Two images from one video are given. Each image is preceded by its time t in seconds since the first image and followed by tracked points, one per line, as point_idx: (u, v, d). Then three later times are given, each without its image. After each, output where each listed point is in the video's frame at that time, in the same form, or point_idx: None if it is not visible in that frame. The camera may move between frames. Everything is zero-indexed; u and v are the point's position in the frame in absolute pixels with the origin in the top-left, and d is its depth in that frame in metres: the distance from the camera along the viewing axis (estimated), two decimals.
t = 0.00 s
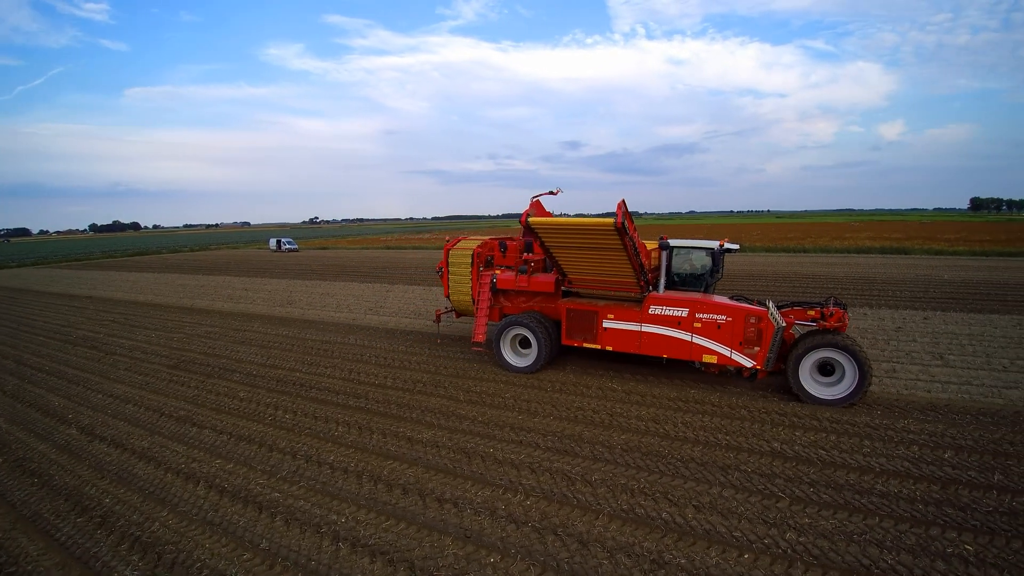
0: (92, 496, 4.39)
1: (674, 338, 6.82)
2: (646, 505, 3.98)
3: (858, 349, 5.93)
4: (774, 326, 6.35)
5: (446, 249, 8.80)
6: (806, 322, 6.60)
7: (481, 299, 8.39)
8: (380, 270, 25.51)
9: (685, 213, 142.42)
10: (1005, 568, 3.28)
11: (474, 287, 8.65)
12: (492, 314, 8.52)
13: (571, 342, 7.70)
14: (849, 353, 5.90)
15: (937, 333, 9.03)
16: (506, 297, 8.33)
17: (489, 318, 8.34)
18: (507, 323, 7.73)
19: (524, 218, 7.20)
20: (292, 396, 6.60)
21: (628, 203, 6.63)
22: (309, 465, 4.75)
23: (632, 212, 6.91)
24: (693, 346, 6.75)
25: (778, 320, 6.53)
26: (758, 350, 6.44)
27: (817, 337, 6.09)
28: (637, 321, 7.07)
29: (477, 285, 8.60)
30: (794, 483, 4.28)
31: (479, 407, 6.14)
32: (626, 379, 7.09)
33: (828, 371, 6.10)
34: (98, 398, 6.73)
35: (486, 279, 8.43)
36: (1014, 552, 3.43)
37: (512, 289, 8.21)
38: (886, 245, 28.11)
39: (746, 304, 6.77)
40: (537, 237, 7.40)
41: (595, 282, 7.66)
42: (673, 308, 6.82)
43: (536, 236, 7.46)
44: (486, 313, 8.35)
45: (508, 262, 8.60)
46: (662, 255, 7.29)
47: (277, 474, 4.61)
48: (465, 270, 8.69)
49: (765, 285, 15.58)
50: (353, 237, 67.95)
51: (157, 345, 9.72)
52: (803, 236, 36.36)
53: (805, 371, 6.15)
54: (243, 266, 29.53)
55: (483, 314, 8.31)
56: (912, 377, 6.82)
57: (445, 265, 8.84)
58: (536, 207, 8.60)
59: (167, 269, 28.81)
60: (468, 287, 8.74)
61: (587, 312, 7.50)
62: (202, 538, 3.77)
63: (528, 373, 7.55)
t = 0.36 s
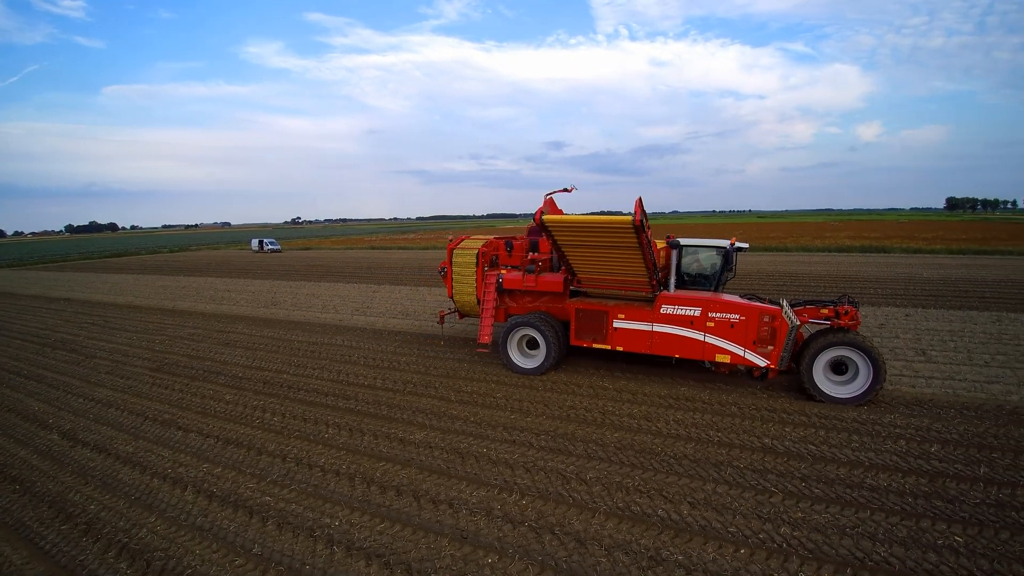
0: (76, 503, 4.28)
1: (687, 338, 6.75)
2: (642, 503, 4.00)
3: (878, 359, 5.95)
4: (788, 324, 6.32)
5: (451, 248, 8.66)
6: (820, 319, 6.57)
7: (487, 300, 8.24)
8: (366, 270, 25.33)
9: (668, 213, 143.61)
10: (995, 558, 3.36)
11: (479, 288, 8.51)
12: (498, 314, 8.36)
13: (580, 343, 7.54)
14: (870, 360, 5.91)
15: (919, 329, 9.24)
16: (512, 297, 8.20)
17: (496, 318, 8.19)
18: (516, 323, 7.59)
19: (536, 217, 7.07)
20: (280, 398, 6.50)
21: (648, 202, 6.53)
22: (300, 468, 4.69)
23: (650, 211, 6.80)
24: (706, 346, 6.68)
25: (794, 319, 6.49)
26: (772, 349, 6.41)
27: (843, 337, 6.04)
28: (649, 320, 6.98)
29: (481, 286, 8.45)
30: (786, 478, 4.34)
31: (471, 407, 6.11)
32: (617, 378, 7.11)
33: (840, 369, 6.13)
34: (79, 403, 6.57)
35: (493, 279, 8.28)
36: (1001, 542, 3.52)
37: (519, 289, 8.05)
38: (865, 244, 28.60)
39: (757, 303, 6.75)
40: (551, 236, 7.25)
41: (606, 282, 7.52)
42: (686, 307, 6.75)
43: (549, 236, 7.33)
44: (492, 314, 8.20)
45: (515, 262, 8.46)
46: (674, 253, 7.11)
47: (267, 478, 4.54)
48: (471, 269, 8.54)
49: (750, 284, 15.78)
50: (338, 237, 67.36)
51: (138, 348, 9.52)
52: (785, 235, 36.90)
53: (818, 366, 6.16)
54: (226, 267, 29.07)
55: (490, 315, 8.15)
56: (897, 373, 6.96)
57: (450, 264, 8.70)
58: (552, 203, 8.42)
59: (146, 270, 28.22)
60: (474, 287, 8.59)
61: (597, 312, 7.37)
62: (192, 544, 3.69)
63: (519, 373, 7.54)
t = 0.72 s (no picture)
0: (60, 511, 4.16)
1: (702, 338, 6.74)
2: (638, 500, 4.03)
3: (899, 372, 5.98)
4: (804, 323, 6.35)
5: (456, 247, 8.52)
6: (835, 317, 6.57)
7: (495, 300, 8.12)
8: (350, 270, 25.08)
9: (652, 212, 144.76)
10: (984, 548, 3.47)
11: (485, 287, 8.38)
12: (506, 315, 8.26)
13: (591, 343, 7.52)
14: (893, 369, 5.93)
15: (902, 326, 9.44)
16: (520, 298, 8.13)
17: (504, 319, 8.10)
18: (524, 324, 7.49)
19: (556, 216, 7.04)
20: (267, 401, 6.40)
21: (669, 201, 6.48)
22: (291, 472, 4.62)
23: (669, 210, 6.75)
24: (721, 345, 6.68)
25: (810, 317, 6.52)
26: (788, 348, 6.43)
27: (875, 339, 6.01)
28: (663, 320, 6.96)
29: (488, 286, 8.32)
30: (779, 473, 4.41)
31: (463, 407, 6.08)
32: (607, 377, 7.19)
33: (856, 366, 6.17)
34: (58, 408, 6.39)
35: (500, 278, 8.16)
36: (990, 532, 3.63)
37: (528, 289, 7.95)
38: (844, 242, 29.09)
39: (772, 301, 6.75)
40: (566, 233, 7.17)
41: (620, 282, 7.50)
42: (700, 306, 6.73)
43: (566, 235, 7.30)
44: (500, 314, 8.10)
45: (522, 260, 8.35)
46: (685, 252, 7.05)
47: (256, 483, 4.46)
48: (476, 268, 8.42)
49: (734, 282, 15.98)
50: (321, 237, 66.66)
51: (118, 352, 9.28)
52: (767, 234, 37.40)
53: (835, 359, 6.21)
54: (205, 269, 28.53)
55: (498, 316, 8.05)
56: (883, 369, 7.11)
57: (455, 263, 8.57)
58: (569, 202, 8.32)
59: (123, 272, 27.60)
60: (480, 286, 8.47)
61: (609, 312, 7.32)
62: (182, 552, 3.61)
63: (509, 373, 7.55)
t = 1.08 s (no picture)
0: (41, 519, 4.04)
1: (716, 337, 6.76)
2: (632, 497, 4.09)
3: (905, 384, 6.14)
4: (817, 321, 6.41)
5: (462, 247, 8.43)
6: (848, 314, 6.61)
7: (502, 300, 8.04)
8: (333, 271, 24.80)
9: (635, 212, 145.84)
10: (969, 537, 3.61)
11: (492, 287, 8.32)
12: (512, 315, 8.18)
13: (601, 343, 7.46)
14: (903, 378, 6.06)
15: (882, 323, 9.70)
16: (527, 298, 8.05)
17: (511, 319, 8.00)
18: (533, 324, 7.36)
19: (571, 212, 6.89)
20: (252, 404, 6.31)
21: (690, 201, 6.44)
22: (280, 475, 4.56)
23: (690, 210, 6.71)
24: (735, 344, 6.71)
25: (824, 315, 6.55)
26: (802, 347, 6.49)
27: (903, 345, 6.07)
28: (675, 319, 6.96)
29: (495, 286, 8.27)
30: (769, 468, 4.56)
31: (453, 407, 6.08)
32: (596, 375, 7.33)
33: (868, 364, 6.28)
34: (35, 413, 6.21)
35: (507, 278, 8.08)
36: (974, 522, 3.77)
37: (536, 289, 7.87)
38: (823, 241, 29.58)
39: (783, 300, 6.82)
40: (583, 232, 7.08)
41: (629, 282, 7.36)
42: (713, 306, 6.75)
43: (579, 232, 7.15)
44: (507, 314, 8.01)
45: (529, 260, 8.29)
46: (696, 251, 6.87)
47: (245, 486, 4.39)
48: (482, 267, 8.33)
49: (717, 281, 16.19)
50: (303, 238, 65.84)
51: (95, 355, 9.03)
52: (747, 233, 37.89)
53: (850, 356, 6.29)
54: (182, 269, 27.94)
55: (505, 316, 7.96)
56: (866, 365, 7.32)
57: (461, 262, 8.47)
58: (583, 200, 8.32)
59: (96, 274, 26.85)
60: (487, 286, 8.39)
61: (620, 311, 7.28)
62: (172, 558, 3.54)
63: (499, 372, 7.55)
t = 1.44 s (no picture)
0: (18, 529, 3.90)
1: (723, 335, 6.80)
2: (620, 492, 4.18)
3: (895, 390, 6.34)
4: (824, 319, 6.50)
5: (463, 247, 8.22)
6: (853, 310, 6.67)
7: (505, 300, 7.93)
8: (311, 271, 24.46)
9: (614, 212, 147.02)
10: (947, 524, 3.75)
11: (495, 287, 8.14)
12: (516, 315, 8.08)
13: (607, 343, 7.42)
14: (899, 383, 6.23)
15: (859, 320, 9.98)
16: (530, 298, 7.98)
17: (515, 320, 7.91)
18: (537, 325, 7.26)
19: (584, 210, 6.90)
20: (233, 407, 6.19)
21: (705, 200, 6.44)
22: (265, 479, 4.49)
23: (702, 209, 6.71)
24: (742, 342, 6.75)
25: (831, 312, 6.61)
26: (808, 344, 6.58)
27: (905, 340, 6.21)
28: (682, 318, 6.96)
29: (497, 286, 8.11)
30: (753, 461, 4.68)
31: (439, 407, 6.06)
32: (581, 373, 7.40)
33: (872, 362, 6.43)
34: (4, 420, 5.99)
35: (511, 279, 7.94)
36: (951, 510, 3.91)
37: (540, 289, 7.80)
38: (797, 240, 30.22)
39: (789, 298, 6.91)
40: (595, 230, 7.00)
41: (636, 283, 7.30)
42: (721, 304, 6.78)
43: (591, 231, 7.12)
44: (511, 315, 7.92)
45: (532, 260, 8.18)
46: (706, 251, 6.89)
47: (230, 491, 4.31)
48: (484, 268, 8.14)
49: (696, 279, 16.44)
50: (280, 238, 64.74)
51: (66, 360, 8.75)
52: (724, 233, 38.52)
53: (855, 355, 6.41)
54: (154, 272, 27.21)
55: (509, 317, 7.87)
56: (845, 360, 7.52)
57: (461, 263, 8.24)
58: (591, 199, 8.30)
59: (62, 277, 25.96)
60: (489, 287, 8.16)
61: (626, 311, 7.26)
62: (156, 566, 3.46)
63: (484, 371, 7.55)
